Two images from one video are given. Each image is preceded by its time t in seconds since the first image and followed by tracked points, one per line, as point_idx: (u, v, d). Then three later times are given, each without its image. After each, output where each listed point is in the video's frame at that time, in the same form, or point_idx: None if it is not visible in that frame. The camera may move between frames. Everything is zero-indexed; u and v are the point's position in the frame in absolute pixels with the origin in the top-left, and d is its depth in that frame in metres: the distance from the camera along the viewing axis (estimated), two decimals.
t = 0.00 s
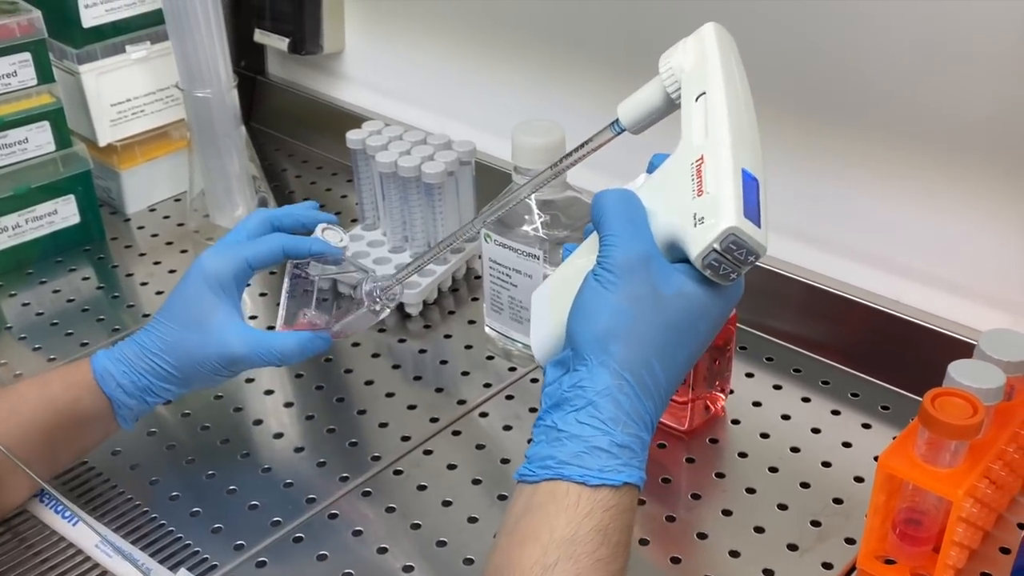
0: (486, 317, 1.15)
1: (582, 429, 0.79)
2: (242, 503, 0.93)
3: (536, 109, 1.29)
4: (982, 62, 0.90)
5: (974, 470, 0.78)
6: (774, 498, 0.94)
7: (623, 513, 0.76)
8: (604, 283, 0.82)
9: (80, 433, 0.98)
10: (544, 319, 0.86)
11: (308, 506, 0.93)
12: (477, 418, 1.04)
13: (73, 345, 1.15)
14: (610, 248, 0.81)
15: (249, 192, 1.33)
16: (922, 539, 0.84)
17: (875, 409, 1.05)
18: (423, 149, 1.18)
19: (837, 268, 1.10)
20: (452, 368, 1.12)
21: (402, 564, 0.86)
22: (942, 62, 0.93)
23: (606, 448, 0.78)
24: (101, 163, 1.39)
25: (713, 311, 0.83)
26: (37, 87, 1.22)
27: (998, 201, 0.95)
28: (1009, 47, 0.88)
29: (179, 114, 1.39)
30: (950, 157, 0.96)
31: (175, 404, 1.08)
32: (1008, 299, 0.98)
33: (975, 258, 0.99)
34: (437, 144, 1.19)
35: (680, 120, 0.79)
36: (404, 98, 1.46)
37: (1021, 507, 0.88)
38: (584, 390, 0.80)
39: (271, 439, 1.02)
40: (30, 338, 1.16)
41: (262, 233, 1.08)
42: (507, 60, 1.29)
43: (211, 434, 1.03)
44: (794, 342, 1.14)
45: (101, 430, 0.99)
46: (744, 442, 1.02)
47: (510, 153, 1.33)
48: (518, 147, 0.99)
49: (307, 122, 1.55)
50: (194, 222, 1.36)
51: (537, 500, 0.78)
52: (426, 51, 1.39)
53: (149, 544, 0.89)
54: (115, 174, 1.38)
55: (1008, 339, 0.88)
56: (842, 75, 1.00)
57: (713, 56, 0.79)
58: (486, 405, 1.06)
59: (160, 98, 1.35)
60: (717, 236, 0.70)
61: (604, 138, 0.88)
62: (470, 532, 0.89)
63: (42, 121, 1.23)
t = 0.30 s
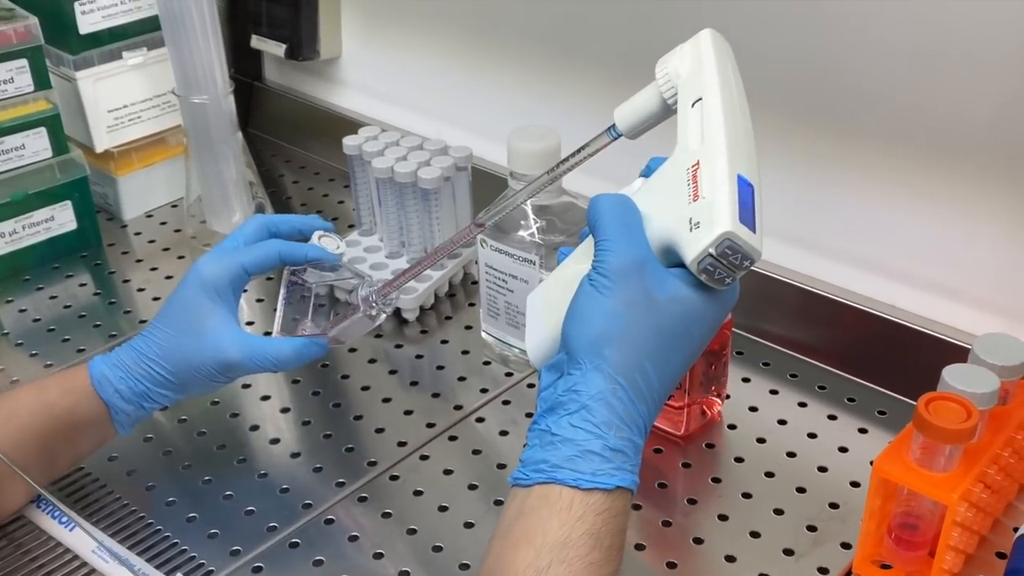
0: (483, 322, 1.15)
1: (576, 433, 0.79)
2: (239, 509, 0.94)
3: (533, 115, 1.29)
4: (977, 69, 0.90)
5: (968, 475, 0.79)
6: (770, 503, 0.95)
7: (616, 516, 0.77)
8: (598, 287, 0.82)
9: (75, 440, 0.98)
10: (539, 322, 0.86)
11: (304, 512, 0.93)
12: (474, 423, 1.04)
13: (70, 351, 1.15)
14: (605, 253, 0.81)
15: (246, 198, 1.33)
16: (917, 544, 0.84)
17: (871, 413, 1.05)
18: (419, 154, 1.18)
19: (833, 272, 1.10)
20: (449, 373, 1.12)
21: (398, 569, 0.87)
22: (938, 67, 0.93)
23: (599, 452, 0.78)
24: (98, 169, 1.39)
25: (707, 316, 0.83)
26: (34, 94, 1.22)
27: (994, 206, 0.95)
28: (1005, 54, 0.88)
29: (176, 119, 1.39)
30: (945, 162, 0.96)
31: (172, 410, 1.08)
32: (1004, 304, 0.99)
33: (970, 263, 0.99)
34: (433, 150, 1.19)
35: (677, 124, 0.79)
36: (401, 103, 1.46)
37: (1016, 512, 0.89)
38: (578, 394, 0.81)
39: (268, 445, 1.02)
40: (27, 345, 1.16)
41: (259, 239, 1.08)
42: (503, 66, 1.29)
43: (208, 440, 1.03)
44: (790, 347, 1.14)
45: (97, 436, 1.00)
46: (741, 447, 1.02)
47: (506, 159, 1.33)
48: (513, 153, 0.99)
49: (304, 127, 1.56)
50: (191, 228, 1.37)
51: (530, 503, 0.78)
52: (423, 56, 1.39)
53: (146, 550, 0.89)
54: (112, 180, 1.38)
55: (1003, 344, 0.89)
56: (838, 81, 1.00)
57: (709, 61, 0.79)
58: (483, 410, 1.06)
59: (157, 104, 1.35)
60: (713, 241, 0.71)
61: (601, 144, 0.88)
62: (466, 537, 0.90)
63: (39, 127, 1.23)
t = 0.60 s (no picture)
0: (481, 326, 1.15)
1: (604, 448, 0.80)
2: (237, 514, 0.93)
3: (531, 119, 1.29)
4: (977, 71, 0.90)
5: (968, 479, 0.79)
6: (768, 507, 0.94)
7: (641, 540, 0.76)
8: (631, 294, 0.83)
9: (72, 438, 0.99)
10: (573, 329, 0.88)
11: (302, 517, 0.93)
12: (473, 428, 1.04)
13: (67, 355, 1.15)
14: (637, 259, 0.82)
15: (244, 203, 1.33)
16: (917, 549, 0.84)
17: (871, 418, 1.05)
18: (417, 159, 1.18)
19: (831, 277, 1.10)
20: (448, 378, 1.12)
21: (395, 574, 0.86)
22: (937, 70, 0.93)
23: (628, 469, 0.78)
24: (97, 174, 1.39)
25: (743, 324, 0.83)
26: (32, 99, 1.22)
27: (994, 209, 0.95)
28: (1003, 57, 0.88)
29: (175, 124, 1.39)
30: (944, 165, 0.96)
31: (169, 415, 1.08)
32: (1003, 308, 0.99)
33: (970, 266, 0.99)
34: (431, 154, 1.20)
35: (713, 120, 0.79)
36: (400, 108, 1.46)
37: (1017, 517, 0.89)
38: (609, 407, 0.81)
39: (266, 450, 1.02)
40: (24, 349, 1.16)
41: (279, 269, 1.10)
42: (501, 69, 1.30)
43: (205, 445, 1.03)
44: (790, 351, 1.14)
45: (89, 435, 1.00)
46: (739, 452, 1.02)
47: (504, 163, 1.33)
48: (511, 157, 0.99)
49: (302, 132, 1.56)
50: (190, 233, 1.35)
51: (554, 521, 0.77)
52: (422, 60, 1.39)
53: (143, 554, 0.89)
54: (111, 185, 1.38)
55: (1003, 348, 0.88)
56: (837, 84, 1.00)
57: (744, 54, 0.79)
58: (482, 415, 1.06)
59: (155, 109, 1.35)
60: (753, 242, 0.71)
61: (636, 142, 0.89)
62: (464, 542, 0.89)
63: (38, 132, 1.23)
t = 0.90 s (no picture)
0: (487, 329, 1.14)
1: (612, 452, 0.79)
2: (240, 518, 0.92)
3: (536, 120, 1.29)
4: (988, 74, 0.90)
5: (977, 484, 0.78)
6: (776, 512, 0.94)
7: (650, 543, 0.75)
8: (638, 297, 0.82)
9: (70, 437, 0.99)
10: (581, 333, 0.87)
11: (306, 521, 0.92)
12: (478, 432, 1.03)
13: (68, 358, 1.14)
14: (644, 261, 0.82)
15: (247, 204, 1.32)
16: (925, 554, 0.83)
17: (878, 422, 1.04)
18: (423, 161, 1.17)
19: (838, 281, 1.10)
20: (453, 382, 1.11)
21: None
22: (948, 73, 0.92)
23: (636, 473, 0.77)
24: (98, 175, 1.38)
25: (753, 326, 0.82)
26: (34, 99, 1.21)
27: (1003, 213, 0.94)
28: (1015, 60, 0.88)
29: (177, 125, 1.38)
30: (953, 168, 0.96)
31: (172, 418, 1.07)
32: (1012, 312, 0.98)
33: (978, 270, 0.99)
34: (437, 156, 1.19)
35: (718, 121, 0.78)
36: (404, 109, 1.45)
37: None
38: (617, 410, 0.81)
39: (269, 454, 1.01)
40: (26, 351, 1.15)
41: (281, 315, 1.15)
42: (506, 71, 1.29)
43: (208, 448, 1.02)
44: (797, 355, 1.13)
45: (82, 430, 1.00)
46: (747, 456, 1.01)
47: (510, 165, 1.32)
48: (518, 159, 0.98)
49: (306, 133, 1.55)
50: (191, 234, 1.34)
51: (562, 526, 0.77)
52: (426, 62, 1.38)
53: (145, 559, 0.88)
54: (112, 186, 1.37)
55: (1013, 352, 0.88)
56: (847, 87, 1.00)
57: (749, 55, 0.78)
58: (487, 419, 1.05)
59: (158, 109, 1.34)
60: (761, 242, 0.70)
61: (642, 147, 0.87)
62: (470, 547, 0.89)
63: (39, 133, 1.22)
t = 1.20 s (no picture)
0: (492, 331, 1.13)
1: (626, 455, 0.78)
2: (245, 520, 0.91)
3: (542, 119, 1.28)
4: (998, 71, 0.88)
5: (991, 489, 0.76)
6: (786, 517, 0.92)
7: (665, 548, 0.74)
8: (653, 299, 0.82)
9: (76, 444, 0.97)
10: (595, 335, 0.87)
11: (312, 524, 0.91)
12: (484, 434, 1.02)
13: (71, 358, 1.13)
14: (660, 263, 0.81)
15: (252, 204, 1.31)
16: (938, 560, 0.82)
17: (889, 426, 1.03)
18: (428, 160, 1.16)
19: (848, 283, 1.08)
20: (458, 383, 1.10)
21: None
22: (957, 71, 0.91)
23: (650, 477, 0.76)
24: (103, 174, 1.37)
25: (770, 330, 0.81)
26: (38, 97, 1.21)
27: (1015, 213, 0.93)
28: None
29: (181, 124, 1.37)
30: (964, 168, 0.94)
31: (176, 419, 1.06)
32: None
33: (990, 271, 0.97)
34: (442, 156, 1.18)
35: (735, 125, 0.77)
36: (408, 108, 1.45)
37: None
38: (631, 413, 0.80)
39: (274, 455, 1.00)
40: (29, 352, 1.14)
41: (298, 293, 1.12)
42: (512, 69, 1.28)
43: (213, 450, 1.01)
44: (806, 358, 1.12)
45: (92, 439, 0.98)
46: (756, 460, 0.99)
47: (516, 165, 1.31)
48: (523, 158, 0.97)
49: (311, 133, 1.54)
50: (196, 234, 1.34)
51: (575, 530, 0.76)
52: (431, 61, 1.38)
53: (150, 562, 0.87)
54: (117, 186, 1.36)
55: None
56: (855, 85, 0.98)
57: (767, 58, 0.77)
58: (493, 421, 1.04)
59: (162, 108, 1.34)
60: (779, 245, 0.68)
61: (658, 151, 0.86)
62: (476, 550, 0.87)
63: (44, 131, 1.22)
